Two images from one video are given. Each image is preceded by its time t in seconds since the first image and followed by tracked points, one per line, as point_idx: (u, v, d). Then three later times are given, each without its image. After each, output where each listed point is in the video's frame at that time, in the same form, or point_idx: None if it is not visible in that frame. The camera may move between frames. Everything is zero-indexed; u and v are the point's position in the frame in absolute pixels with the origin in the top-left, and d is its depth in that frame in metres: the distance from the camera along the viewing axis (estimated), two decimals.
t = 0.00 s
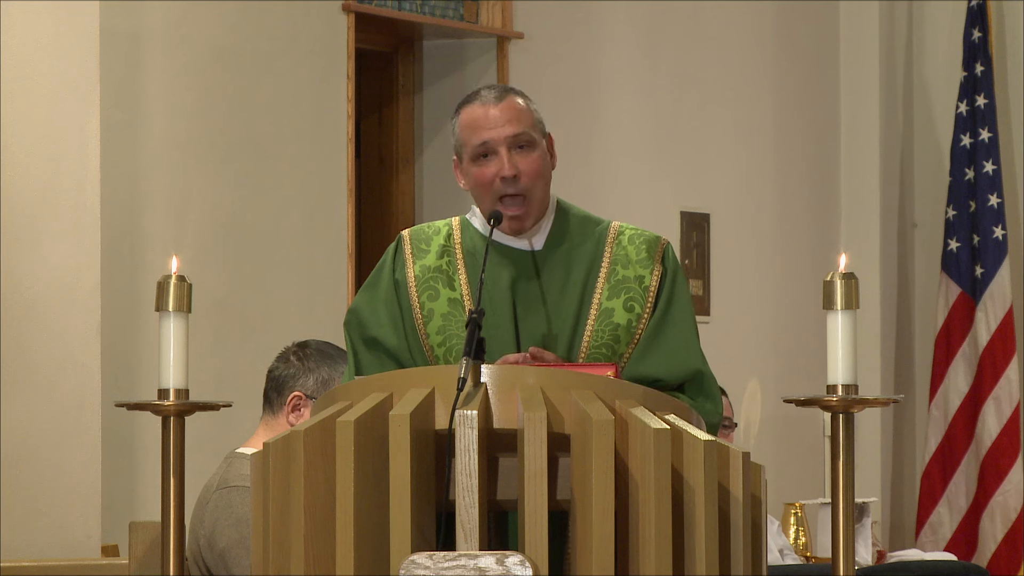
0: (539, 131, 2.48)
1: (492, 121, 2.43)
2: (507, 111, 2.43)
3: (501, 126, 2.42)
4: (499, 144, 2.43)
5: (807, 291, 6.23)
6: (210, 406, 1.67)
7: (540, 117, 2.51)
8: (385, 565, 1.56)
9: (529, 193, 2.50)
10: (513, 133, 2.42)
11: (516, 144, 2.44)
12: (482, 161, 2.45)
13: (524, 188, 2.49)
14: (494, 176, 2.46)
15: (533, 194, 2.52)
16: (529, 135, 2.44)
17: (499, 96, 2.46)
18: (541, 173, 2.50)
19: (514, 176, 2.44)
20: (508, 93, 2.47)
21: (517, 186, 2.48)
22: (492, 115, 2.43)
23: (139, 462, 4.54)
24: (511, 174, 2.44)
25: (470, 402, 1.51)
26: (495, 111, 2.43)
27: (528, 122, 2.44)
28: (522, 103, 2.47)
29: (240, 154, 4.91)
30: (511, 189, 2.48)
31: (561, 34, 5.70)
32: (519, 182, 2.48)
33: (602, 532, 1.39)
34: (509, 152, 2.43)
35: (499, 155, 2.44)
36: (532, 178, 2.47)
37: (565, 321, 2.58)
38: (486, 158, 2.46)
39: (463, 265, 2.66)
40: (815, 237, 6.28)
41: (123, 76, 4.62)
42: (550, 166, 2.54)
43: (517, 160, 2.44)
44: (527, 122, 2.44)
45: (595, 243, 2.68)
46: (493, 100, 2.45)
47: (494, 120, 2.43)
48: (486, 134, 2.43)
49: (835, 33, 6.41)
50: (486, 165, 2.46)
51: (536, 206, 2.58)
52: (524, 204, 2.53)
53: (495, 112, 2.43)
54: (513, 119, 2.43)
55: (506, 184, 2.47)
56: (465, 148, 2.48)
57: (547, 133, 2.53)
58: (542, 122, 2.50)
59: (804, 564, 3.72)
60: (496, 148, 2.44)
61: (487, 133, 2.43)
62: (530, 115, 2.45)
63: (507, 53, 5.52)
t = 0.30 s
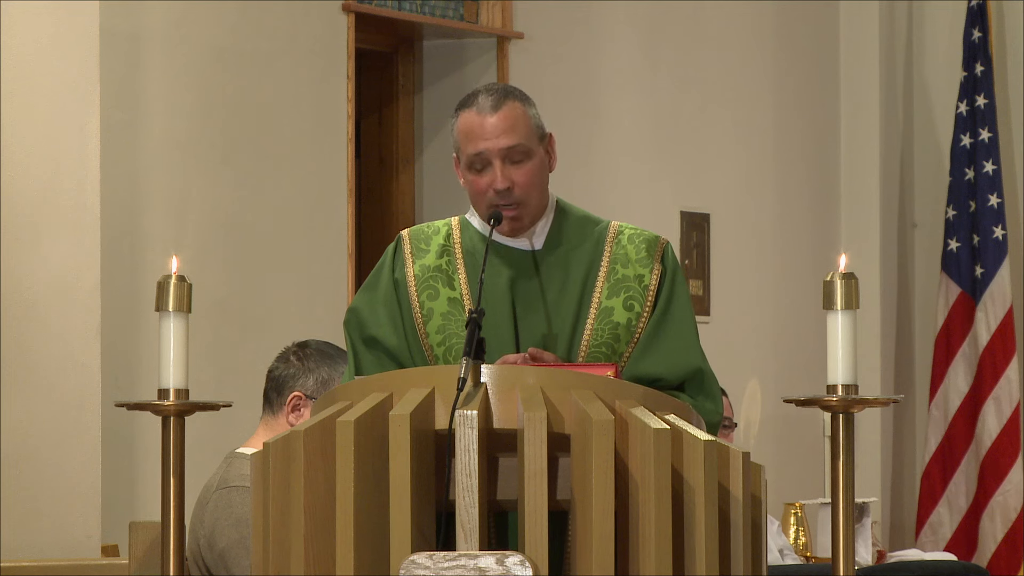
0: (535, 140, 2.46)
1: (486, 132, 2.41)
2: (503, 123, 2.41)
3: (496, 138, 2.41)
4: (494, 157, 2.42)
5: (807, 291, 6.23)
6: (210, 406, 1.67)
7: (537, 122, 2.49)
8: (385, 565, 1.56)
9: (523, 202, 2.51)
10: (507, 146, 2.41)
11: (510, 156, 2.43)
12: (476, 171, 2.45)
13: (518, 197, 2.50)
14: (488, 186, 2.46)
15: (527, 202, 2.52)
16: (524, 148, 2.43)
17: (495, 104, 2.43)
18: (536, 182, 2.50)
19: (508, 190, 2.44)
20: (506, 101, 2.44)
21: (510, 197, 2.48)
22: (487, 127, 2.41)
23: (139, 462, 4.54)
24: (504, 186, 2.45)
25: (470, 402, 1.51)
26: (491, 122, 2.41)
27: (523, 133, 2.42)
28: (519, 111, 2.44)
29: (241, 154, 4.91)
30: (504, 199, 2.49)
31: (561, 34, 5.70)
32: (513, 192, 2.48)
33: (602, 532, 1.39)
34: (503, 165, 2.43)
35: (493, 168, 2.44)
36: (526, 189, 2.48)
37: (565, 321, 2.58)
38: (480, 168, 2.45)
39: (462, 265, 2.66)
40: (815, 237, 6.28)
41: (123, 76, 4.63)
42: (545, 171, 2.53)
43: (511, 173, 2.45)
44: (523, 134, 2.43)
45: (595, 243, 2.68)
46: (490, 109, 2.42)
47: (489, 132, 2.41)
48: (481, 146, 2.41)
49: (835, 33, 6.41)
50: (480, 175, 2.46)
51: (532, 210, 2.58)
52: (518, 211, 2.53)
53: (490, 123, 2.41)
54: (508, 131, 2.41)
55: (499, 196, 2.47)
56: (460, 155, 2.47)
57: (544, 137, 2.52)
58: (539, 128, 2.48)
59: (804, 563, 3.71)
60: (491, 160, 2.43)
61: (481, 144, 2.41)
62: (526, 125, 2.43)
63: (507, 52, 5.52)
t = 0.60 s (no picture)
0: (528, 151, 2.45)
1: (480, 142, 2.40)
2: (497, 134, 2.40)
3: (489, 149, 2.39)
4: (485, 167, 2.41)
5: (807, 291, 6.23)
6: (210, 405, 1.67)
7: (531, 132, 2.48)
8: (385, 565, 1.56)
9: (513, 213, 2.50)
10: (500, 158, 2.40)
11: (503, 167, 2.42)
12: (468, 181, 2.44)
13: (508, 208, 2.49)
14: (478, 197, 2.46)
15: (518, 212, 2.52)
16: (515, 160, 2.42)
17: (490, 113, 2.41)
18: (526, 193, 2.49)
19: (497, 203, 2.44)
20: (501, 111, 2.43)
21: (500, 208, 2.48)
22: (480, 137, 2.40)
23: (139, 462, 4.54)
24: (494, 198, 2.44)
25: (470, 402, 1.51)
26: (484, 133, 2.40)
27: (517, 144, 2.41)
28: (513, 122, 2.43)
29: (241, 153, 4.91)
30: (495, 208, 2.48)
31: (561, 34, 5.70)
32: (503, 202, 2.47)
33: (601, 532, 1.39)
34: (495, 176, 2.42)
35: (484, 178, 2.43)
36: (516, 200, 2.47)
37: (564, 320, 2.58)
38: (472, 177, 2.45)
39: (461, 265, 2.66)
40: (815, 237, 6.28)
41: (123, 75, 4.63)
42: (538, 180, 2.53)
43: (501, 184, 2.44)
44: (516, 146, 2.42)
45: (594, 241, 2.68)
46: (484, 118, 2.41)
47: (483, 142, 2.39)
48: (473, 156, 2.40)
49: (835, 33, 6.41)
50: (472, 184, 2.45)
51: (524, 218, 2.58)
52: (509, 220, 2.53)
53: (484, 133, 2.40)
54: (501, 142, 2.40)
55: (488, 207, 2.46)
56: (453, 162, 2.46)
57: (538, 146, 2.51)
58: (532, 138, 2.47)
59: (804, 563, 3.71)
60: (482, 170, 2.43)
61: (475, 154, 2.40)
62: (519, 136, 2.42)
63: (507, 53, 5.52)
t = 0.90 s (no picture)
0: (526, 147, 2.45)
1: (478, 137, 2.40)
2: (496, 129, 2.40)
3: (486, 144, 2.40)
4: (482, 161, 2.42)
5: (807, 291, 6.23)
6: (209, 406, 1.67)
7: (530, 128, 2.47)
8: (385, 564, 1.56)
9: (509, 210, 2.50)
10: (497, 153, 2.40)
11: (499, 162, 2.42)
12: (465, 174, 2.45)
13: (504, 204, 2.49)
14: (475, 191, 2.46)
15: (514, 208, 2.52)
16: (513, 157, 2.42)
17: (489, 109, 2.41)
18: (523, 190, 2.49)
19: (493, 198, 2.44)
20: (501, 106, 2.43)
21: (496, 204, 2.47)
22: (479, 131, 2.40)
23: (139, 462, 4.54)
24: (489, 193, 2.44)
25: (470, 403, 1.51)
26: (483, 127, 2.40)
27: (514, 140, 2.41)
28: (512, 118, 2.42)
29: (241, 153, 4.91)
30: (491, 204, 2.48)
31: (561, 34, 5.70)
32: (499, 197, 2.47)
33: (601, 532, 1.39)
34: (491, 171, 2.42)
35: (481, 172, 2.43)
36: (512, 196, 2.47)
37: (563, 316, 2.58)
38: (470, 171, 2.45)
39: (460, 259, 2.65)
40: (815, 237, 6.28)
41: (122, 76, 4.63)
42: (535, 177, 2.52)
43: (497, 179, 2.44)
44: (513, 142, 2.42)
45: (593, 236, 2.68)
46: (483, 113, 2.41)
47: (480, 137, 2.40)
48: (471, 150, 2.40)
49: (835, 33, 6.41)
50: (469, 177, 2.45)
51: (520, 213, 2.57)
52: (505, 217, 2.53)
53: (482, 129, 2.40)
54: (499, 137, 2.40)
55: (484, 202, 2.46)
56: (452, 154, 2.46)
57: (537, 143, 2.51)
58: (531, 135, 2.47)
59: (804, 563, 3.71)
60: (479, 164, 2.43)
61: (472, 149, 2.40)
62: (517, 132, 2.42)
63: (507, 53, 5.52)
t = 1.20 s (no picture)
0: (535, 123, 2.56)
1: (490, 110, 2.51)
2: (505, 102, 2.52)
3: (500, 116, 2.51)
4: (495, 133, 2.51)
5: (806, 291, 6.23)
6: (209, 406, 1.67)
7: (538, 111, 2.59)
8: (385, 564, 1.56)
9: (523, 186, 2.56)
10: (511, 124, 2.51)
11: (513, 135, 2.52)
12: (477, 150, 2.53)
13: (518, 180, 2.55)
14: (490, 165, 2.53)
15: (526, 187, 2.58)
16: (524, 128, 2.52)
17: (499, 87, 2.54)
18: (537, 167, 2.56)
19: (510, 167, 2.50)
20: (508, 85, 2.55)
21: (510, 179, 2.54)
22: (489, 104, 2.51)
23: (139, 462, 4.54)
24: (506, 164, 2.51)
25: (470, 403, 1.50)
26: (493, 101, 2.52)
27: (526, 113, 2.52)
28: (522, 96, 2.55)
29: (241, 153, 4.91)
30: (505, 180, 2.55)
31: (561, 34, 5.70)
32: (513, 173, 2.54)
33: (601, 532, 1.39)
34: (506, 143, 2.51)
35: (495, 144, 2.51)
36: (528, 170, 2.54)
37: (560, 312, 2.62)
38: (482, 147, 2.53)
39: (455, 255, 2.72)
40: (815, 237, 6.28)
41: (122, 76, 4.63)
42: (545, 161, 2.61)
43: (512, 151, 2.52)
44: (524, 114, 2.52)
45: (590, 233, 2.73)
46: (495, 90, 2.53)
47: (493, 110, 2.51)
48: (482, 123, 2.51)
49: (835, 33, 6.41)
50: (482, 154, 2.53)
51: (529, 198, 2.64)
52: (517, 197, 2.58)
53: (494, 102, 2.52)
54: (512, 110, 2.51)
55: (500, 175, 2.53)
56: (461, 137, 2.56)
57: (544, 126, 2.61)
58: (539, 116, 2.58)
59: (804, 563, 3.70)
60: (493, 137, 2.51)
61: (486, 122, 2.51)
62: (528, 107, 2.54)
63: (507, 53, 5.53)
